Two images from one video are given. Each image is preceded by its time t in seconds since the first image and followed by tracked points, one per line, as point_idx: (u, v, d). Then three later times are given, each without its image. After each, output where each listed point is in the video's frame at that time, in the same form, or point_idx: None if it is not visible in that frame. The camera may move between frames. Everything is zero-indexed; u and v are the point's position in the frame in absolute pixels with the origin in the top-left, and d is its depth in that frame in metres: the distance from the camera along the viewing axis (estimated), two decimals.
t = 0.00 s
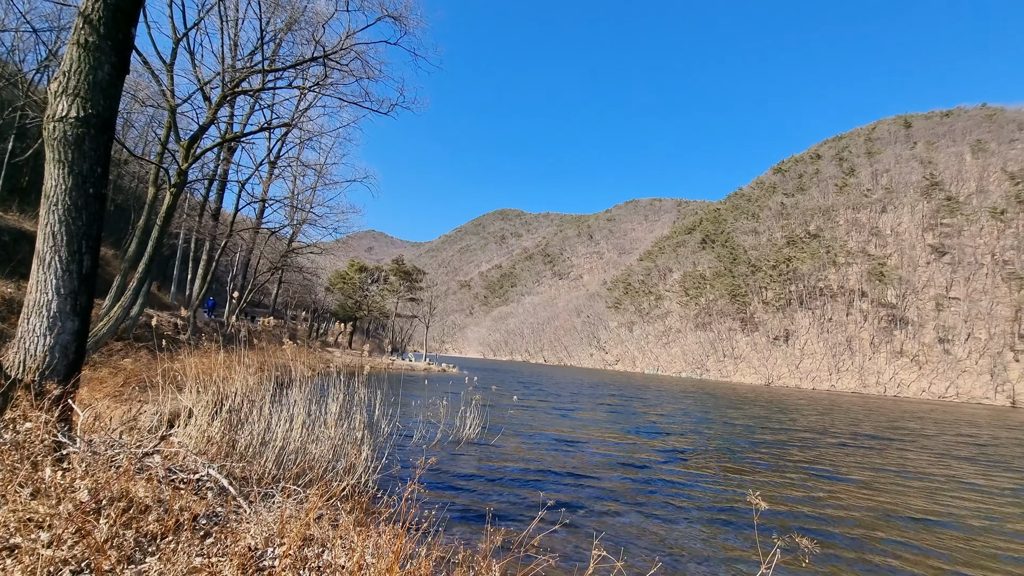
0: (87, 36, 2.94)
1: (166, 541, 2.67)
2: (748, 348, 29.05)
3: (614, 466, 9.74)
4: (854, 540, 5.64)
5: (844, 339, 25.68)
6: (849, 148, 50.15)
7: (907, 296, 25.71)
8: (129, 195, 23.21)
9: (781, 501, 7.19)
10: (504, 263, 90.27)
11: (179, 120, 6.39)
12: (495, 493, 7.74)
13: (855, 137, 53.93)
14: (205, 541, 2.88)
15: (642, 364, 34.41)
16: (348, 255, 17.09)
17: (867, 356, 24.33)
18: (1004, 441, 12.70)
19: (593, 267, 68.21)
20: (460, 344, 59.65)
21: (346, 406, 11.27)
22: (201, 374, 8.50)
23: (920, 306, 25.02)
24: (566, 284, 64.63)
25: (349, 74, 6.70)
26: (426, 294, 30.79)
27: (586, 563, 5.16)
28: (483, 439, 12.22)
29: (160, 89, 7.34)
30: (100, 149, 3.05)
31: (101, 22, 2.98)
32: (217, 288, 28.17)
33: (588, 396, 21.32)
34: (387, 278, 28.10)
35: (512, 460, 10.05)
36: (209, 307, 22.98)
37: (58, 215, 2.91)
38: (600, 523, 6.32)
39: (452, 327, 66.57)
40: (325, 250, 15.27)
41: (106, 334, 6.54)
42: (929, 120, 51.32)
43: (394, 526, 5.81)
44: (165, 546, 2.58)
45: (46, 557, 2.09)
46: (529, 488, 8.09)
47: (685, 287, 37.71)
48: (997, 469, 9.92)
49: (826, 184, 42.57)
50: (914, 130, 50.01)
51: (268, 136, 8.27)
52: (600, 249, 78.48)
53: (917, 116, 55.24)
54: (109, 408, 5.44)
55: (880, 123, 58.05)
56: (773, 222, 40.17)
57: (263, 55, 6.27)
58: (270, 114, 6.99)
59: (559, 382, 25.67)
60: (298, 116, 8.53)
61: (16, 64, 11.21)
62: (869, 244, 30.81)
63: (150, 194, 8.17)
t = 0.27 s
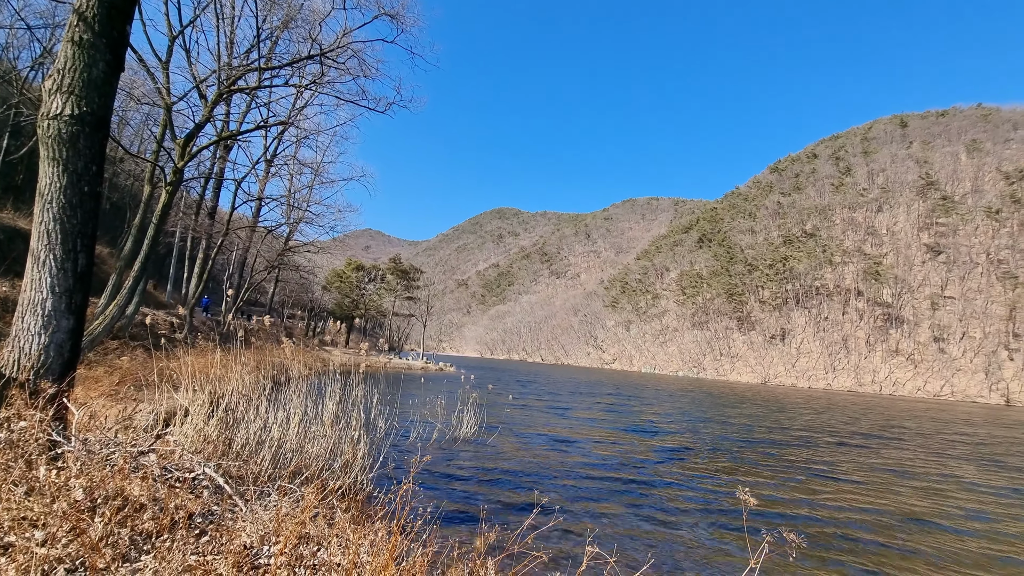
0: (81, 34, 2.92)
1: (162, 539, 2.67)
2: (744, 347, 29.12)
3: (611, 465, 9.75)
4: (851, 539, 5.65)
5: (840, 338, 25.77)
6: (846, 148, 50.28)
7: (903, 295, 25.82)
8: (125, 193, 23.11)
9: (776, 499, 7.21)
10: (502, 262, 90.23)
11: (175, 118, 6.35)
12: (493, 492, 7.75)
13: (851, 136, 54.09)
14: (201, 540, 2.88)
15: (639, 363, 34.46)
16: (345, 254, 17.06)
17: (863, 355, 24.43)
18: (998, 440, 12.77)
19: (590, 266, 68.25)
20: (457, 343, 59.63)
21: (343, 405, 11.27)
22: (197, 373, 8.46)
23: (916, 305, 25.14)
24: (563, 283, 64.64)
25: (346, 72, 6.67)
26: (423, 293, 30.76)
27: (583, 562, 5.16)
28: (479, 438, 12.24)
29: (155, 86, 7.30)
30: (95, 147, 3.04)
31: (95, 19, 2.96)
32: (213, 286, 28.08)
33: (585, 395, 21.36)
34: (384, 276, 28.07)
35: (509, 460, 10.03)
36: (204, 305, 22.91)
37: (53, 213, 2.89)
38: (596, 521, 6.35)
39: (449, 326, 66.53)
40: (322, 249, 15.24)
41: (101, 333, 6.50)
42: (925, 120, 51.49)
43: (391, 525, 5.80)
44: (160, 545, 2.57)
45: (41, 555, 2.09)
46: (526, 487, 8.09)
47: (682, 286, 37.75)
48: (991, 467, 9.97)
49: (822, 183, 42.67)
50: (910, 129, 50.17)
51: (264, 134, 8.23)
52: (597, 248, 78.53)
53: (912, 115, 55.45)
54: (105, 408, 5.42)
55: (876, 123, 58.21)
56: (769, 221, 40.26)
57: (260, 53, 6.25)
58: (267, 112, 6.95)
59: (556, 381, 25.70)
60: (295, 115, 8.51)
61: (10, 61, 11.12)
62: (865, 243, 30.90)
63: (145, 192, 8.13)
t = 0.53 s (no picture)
0: (74, 30, 2.90)
1: (154, 536, 2.66)
2: (740, 346, 29.22)
3: (606, 464, 9.77)
4: (844, 537, 5.69)
5: (835, 337, 25.91)
6: (841, 147, 50.53)
7: (897, 295, 25.98)
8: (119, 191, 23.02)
9: (771, 498, 7.23)
10: (498, 261, 90.19)
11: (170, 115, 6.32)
12: (489, 491, 7.76)
13: (846, 136, 54.32)
14: (195, 537, 2.88)
15: (635, 362, 34.56)
16: (341, 253, 17.03)
17: (857, 353, 24.58)
18: (991, 439, 12.86)
19: (586, 265, 68.33)
20: (453, 342, 59.63)
21: (338, 404, 11.24)
22: (191, 372, 8.42)
23: (910, 304, 25.30)
24: (559, 282, 64.73)
25: (341, 70, 6.64)
26: (420, 292, 30.71)
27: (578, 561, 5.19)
28: (475, 437, 12.24)
29: (149, 84, 7.26)
30: (88, 145, 3.01)
31: (88, 16, 2.94)
32: (208, 285, 28.02)
33: (581, 394, 21.37)
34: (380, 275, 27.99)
35: (504, 458, 10.03)
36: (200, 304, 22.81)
37: (45, 211, 2.86)
38: (592, 521, 6.36)
39: (445, 325, 66.49)
40: (318, 248, 15.18)
41: (94, 332, 6.47)
42: (919, 120, 51.75)
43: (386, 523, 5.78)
44: (152, 543, 2.56)
45: (30, 554, 2.07)
46: (521, 486, 8.09)
47: (678, 285, 37.86)
48: (986, 466, 10.02)
49: (818, 183, 42.86)
50: (905, 129, 50.44)
51: (259, 132, 8.19)
52: (593, 247, 78.61)
53: (906, 115, 55.74)
54: (98, 406, 5.39)
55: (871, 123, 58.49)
56: (765, 220, 40.40)
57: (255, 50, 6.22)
58: (262, 110, 6.92)
59: (553, 380, 25.73)
60: (291, 112, 8.47)
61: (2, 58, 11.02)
62: (860, 243, 31.06)
63: (140, 190, 8.10)
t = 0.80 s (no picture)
0: (63, 26, 2.86)
1: (144, 536, 2.64)
2: (733, 345, 29.36)
3: (601, 463, 9.78)
4: (835, 534, 5.73)
5: (827, 336, 26.10)
6: (833, 148, 50.90)
7: (888, 294, 26.21)
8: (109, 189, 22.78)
9: (765, 497, 7.26)
10: (492, 260, 90.16)
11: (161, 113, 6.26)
12: (483, 490, 7.75)
13: (838, 136, 54.72)
14: (185, 537, 2.86)
15: (629, 361, 34.65)
16: (334, 251, 16.94)
17: (849, 352, 24.77)
18: (979, 437, 13.02)
19: (580, 264, 68.46)
20: (447, 341, 59.55)
21: (331, 403, 11.18)
22: (183, 371, 8.35)
23: (901, 304, 25.53)
24: (553, 281, 64.78)
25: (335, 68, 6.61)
26: (413, 291, 30.63)
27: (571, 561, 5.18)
28: (469, 437, 12.22)
29: (141, 81, 7.20)
30: (77, 142, 2.97)
31: (78, 12, 2.90)
32: (200, 283, 27.82)
33: (574, 393, 21.40)
34: (374, 274, 27.90)
35: (498, 458, 10.02)
36: (192, 303, 22.65)
37: (34, 209, 2.82)
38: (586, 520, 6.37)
39: (439, 324, 66.38)
40: (311, 247, 15.09)
41: (85, 331, 6.41)
42: (910, 121, 52.19)
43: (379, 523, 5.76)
44: (142, 542, 2.54)
45: (18, 554, 2.05)
46: (516, 485, 8.09)
47: (672, 284, 37.98)
48: (974, 464, 10.14)
49: (810, 183, 43.14)
50: (896, 130, 50.90)
51: (251, 130, 8.13)
52: (588, 246, 78.73)
53: (897, 116, 56.24)
54: (88, 406, 5.34)
55: (862, 124, 58.97)
56: (758, 220, 40.61)
57: (247, 47, 6.16)
58: (255, 107, 6.86)
59: (547, 379, 25.75)
60: (284, 110, 8.43)
61: None
62: (852, 242, 31.30)
63: (130, 188, 8.03)
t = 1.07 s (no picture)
0: (53, 23, 2.83)
1: (135, 536, 2.63)
2: (727, 344, 29.48)
3: (596, 463, 9.78)
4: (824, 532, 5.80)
5: (820, 335, 26.26)
6: (826, 148, 51.21)
7: (881, 294, 26.39)
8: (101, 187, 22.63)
9: (760, 496, 7.28)
10: (488, 260, 90.15)
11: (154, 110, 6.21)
12: (479, 489, 7.77)
13: (832, 137, 55.03)
14: (177, 536, 2.85)
15: (624, 360, 34.73)
16: (328, 250, 16.88)
17: (842, 352, 24.93)
18: (969, 436, 13.14)
19: (576, 264, 68.55)
20: (443, 341, 59.48)
21: (325, 403, 11.16)
22: (175, 370, 8.29)
23: (893, 303, 25.73)
24: (549, 280, 64.82)
25: (329, 67, 6.57)
26: (409, 291, 30.58)
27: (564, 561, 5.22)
28: (464, 436, 12.21)
29: (133, 79, 7.15)
30: (68, 139, 2.94)
31: (68, 9, 2.87)
32: (193, 282, 27.66)
33: (569, 393, 21.46)
34: (369, 274, 27.84)
35: (494, 458, 10.00)
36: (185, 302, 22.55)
37: (24, 207, 2.79)
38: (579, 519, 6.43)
39: (435, 324, 66.30)
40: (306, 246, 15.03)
41: (76, 330, 6.35)
42: (902, 122, 52.55)
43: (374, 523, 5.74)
44: (132, 542, 2.53)
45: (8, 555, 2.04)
46: (511, 485, 8.07)
47: (667, 284, 38.07)
48: (966, 463, 10.22)
49: (803, 183, 43.36)
50: (889, 130, 51.26)
51: (245, 128, 8.09)
52: (583, 245, 78.83)
53: (890, 117, 56.62)
54: (79, 406, 5.29)
55: (855, 124, 59.35)
56: (752, 220, 40.81)
57: (240, 45, 6.12)
58: (248, 106, 6.81)
59: (542, 379, 25.79)
60: (277, 109, 8.40)
61: None
62: (845, 242, 31.49)
63: (122, 186, 7.97)
